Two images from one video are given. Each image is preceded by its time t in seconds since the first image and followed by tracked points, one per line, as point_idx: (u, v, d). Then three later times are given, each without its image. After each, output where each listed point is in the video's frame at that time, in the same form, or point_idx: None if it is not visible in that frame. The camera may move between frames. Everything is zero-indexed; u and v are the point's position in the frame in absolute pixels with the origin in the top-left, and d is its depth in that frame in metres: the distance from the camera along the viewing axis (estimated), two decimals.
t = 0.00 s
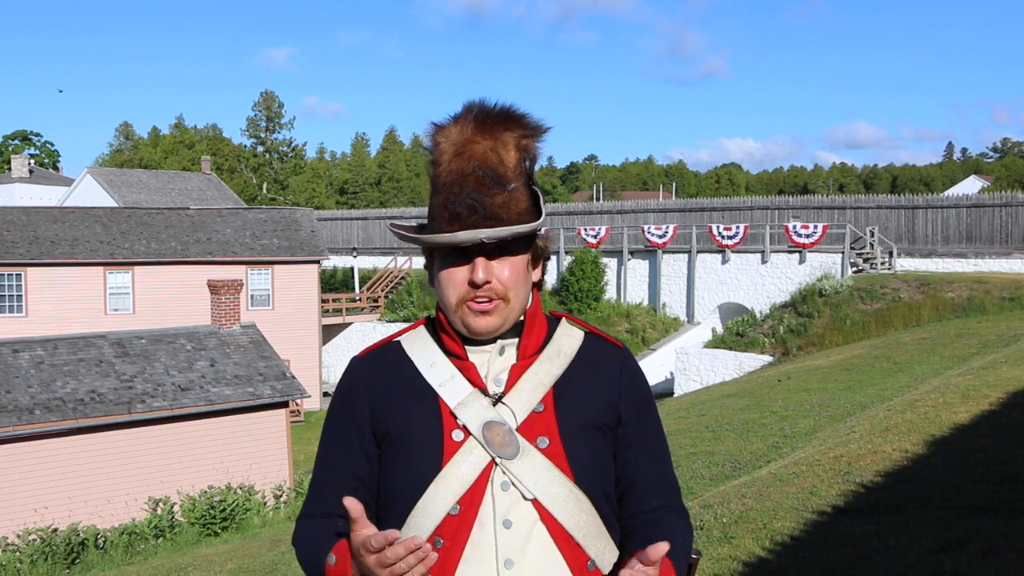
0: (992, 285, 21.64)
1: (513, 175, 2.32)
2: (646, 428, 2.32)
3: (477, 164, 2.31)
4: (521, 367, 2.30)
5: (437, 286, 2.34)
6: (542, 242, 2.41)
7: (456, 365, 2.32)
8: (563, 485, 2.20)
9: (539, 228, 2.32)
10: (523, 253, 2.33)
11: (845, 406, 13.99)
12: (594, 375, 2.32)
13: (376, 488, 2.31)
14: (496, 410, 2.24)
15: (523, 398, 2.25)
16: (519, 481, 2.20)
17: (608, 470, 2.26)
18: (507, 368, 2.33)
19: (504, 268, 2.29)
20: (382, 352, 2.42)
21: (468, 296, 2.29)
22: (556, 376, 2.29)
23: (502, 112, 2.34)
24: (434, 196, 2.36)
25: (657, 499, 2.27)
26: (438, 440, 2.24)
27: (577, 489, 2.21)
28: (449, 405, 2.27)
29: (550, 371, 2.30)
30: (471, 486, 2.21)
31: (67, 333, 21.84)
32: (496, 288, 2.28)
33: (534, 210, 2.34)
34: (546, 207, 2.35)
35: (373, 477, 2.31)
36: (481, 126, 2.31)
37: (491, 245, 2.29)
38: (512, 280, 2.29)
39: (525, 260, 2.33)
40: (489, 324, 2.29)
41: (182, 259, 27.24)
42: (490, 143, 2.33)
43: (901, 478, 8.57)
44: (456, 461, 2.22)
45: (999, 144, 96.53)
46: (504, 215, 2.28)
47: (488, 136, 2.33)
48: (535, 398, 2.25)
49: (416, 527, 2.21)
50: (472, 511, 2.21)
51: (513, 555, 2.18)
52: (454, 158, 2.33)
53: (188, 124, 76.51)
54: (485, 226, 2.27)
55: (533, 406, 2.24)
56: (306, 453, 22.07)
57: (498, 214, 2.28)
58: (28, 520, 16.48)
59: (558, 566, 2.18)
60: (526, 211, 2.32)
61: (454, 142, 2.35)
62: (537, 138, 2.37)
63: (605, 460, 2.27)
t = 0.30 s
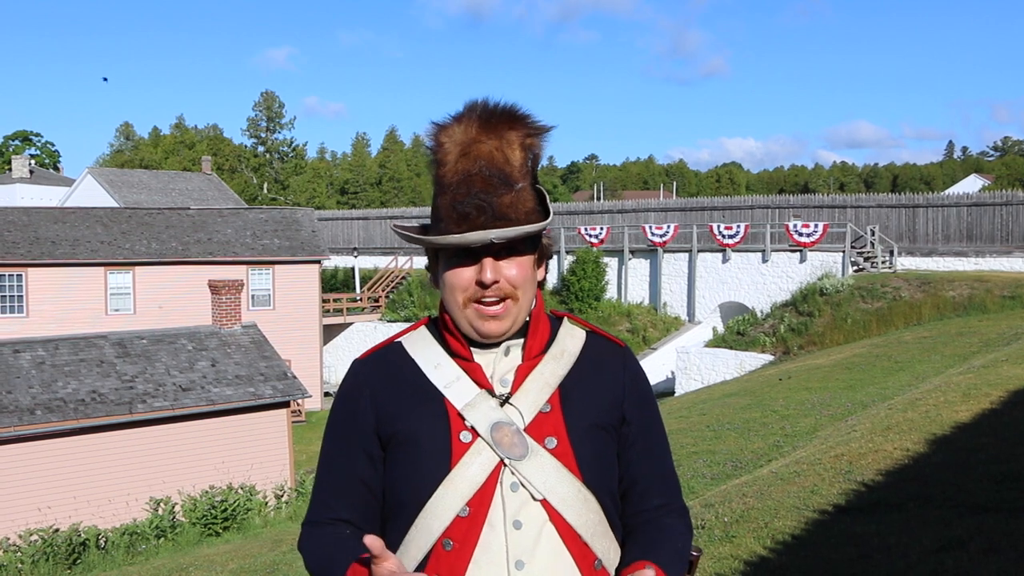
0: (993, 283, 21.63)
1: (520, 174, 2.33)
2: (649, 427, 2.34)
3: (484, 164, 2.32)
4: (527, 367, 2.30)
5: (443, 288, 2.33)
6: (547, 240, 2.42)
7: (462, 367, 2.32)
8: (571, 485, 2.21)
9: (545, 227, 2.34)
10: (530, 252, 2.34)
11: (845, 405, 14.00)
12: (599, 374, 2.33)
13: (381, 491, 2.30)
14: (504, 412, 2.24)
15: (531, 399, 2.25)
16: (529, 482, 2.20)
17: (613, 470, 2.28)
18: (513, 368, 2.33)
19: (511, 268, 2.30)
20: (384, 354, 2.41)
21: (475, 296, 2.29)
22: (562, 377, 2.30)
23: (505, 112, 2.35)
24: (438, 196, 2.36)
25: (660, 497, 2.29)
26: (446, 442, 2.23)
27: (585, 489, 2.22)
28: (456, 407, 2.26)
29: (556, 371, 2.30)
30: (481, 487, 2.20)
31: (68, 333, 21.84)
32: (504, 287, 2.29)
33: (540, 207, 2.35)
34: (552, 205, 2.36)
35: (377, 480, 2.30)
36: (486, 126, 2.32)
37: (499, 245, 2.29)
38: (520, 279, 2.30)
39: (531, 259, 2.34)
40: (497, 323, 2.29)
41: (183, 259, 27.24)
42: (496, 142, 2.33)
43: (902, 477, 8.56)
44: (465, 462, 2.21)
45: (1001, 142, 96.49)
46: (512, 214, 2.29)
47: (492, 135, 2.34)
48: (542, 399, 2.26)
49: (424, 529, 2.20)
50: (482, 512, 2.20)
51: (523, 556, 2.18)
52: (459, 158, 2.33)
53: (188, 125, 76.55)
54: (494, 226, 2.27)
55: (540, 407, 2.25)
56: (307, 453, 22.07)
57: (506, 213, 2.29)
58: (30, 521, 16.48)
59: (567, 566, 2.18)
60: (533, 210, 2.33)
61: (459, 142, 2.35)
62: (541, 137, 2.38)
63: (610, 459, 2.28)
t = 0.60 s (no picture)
0: (993, 284, 21.63)
1: (518, 179, 2.32)
2: (651, 428, 2.32)
3: (482, 168, 2.31)
4: (527, 367, 2.30)
5: (441, 291, 2.34)
6: (547, 243, 2.41)
7: (462, 367, 2.32)
8: (570, 485, 2.20)
9: (543, 231, 2.33)
10: (528, 257, 2.34)
11: (845, 405, 14.01)
12: (598, 375, 2.33)
13: (383, 489, 2.31)
14: (502, 412, 2.24)
15: (529, 399, 2.25)
16: (527, 481, 2.20)
17: (611, 470, 2.27)
18: (513, 369, 2.33)
19: (509, 270, 2.30)
20: (384, 353, 2.43)
21: (471, 299, 2.30)
22: (562, 377, 2.30)
23: (506, 116, 2.34)
24: (438, 199, 2.36)
25: (661, 498, 2.27)
26: (445, 442, 2.24)
27: (584, 489, 2.22)
28: (455, 407, 2.27)
29: (556, 371, 2.30)
30: (479, 487, 2.21)
31: (68, 333, 21.84)
32: (500, 290, 2.29)
33: (539, 213, 2.34)
34: (551, 209, 2.35)
35: (377, 478, 2.31)
36: (484, 130, 2.31)
37: (495, 250, 2.29)
38: (517, 282, 2.30)
39: (529, 263, 2.34)
40: (494, 325, 2.30)
41: (183, 259, 27.24)
42: (495, 147, 2.32)
43: (902, 477, 8.55)
44: (463, 462, 2.22)
45: (1003, 140, 96.48)
46: (509, 219, 2.28)
47: (492, 140, 2.33)
48: (541, 399, 2.26)
49: (423, 527, 2.21)
50: (479, 512, 2.20)
51: (521, 555, 2.18)
52: (458, 162, 2.33)
53: (188, 125, 76.57)
54: (490, 232, 2.27)
55: (538, 407, 2.25)
56: (308, 453, 22.08)
57: (503, 218, 2.28)
58: (29, 520, 16.47)
59: (564, 566, 2.19)
60: (531, 215, 2.32)
61: (458, 146, 2.34)
62: (542, 141, 2.36)
63: (610, 460, 2.27)
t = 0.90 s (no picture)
0: (993, 284, 21.63)
1: (515, 172, 2.32)
2: (651, 429, 2.31)
3: (480, 162, 2.32)
4: (525, 366, 2.31)
5: (442, 283, 2.35)
6: (548, 239, 2.42)
7: (460, 364, 2.33)
8: (564, 485, 2.20)
9: (542, 225, 2.33)
10: (527, 251, 2.34)
11: (845, 405, 14.02)
12: (599, 374, 2.32)
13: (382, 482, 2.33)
14: (498, 409, 2.25)
15: (526, 397, 2.25)
16: (520, 480, 2.20)
17: (610, 469, 2.26)
18: (512, 367, 2.33)
19: (507, 265, 2.30)
20: (388, 349, 2.44)
21: (469, 292, 2.30)
22: (560, 376, 2.30)
23: (507, 112, 2.36)
24: (438, 193, 2.38)
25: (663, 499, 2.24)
26: (439, 439, 2.25)
27: (579, 489, 2.21)
28: (451, 404, 2.27)
29: (554, 371, 2.30)
30: (472, 485, 2.22)
31: (68, 333, 21.84)
32: (497, 284, 2.29)
33: (537, 207, 2.34)
34: (550, 204, 2.35)
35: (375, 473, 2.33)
36: (484, 125, 2.33)
37: (492, 241, 2.30)
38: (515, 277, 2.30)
39: (529, 256, 2.34)
40: (493, 322, 2.29)
41: (183, 258, 27.25)
42: (494, 141, 2.33)
43: (902, 478, 8.55)
44: (457, 459, 2.23)
45: (1003, 140, 96.59)
46: (505, 211, 2.29)
47: (492, 134, 2.34)
48: (538, 398, 2.26)
49: (417, 523, 2.22)
50: (472, 509, 2.21)
51: (512, 553, 2.18)
52: (457, 156, 2.35)
53: (188, 124, 76.58)
54: (486, 223, 2.28)
55: (535, 406, 2.25)
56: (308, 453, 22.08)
57: (500, 211, 2.29)
58: (29, 520, 16.47)
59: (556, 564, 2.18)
60: (528, 207, 2.32)
61: (459, 140, 2.36)
62: (543, 138, 2.37)
63: (609, 460, 2.27)
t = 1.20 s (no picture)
0: (992, 284, 21.63)
1: (525, 171, 2.32)
2: (654, 430, 2.31)
3: (489, 161, 2.32)
4: (531, 367, 2.31)
5: (448, 283, 2.34)
6: (554, 240, 2.42)
7: (466, 365, 2.32)
8: (571, 487, 2.20)
9: (550, 223, 2.33)
10: (534, 250, 2.34)
11: (845, 405, 14.02)
12: (603, 375, 2.33)
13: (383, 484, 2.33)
14: (505, 411, 2.24)
15: (532, 399, 2.25)
16: (526, 482, 2.20)
17: (615, 471, 2.26)
18: (517, 368, 2.33)
19: (515, 264, 2.30)
20: (391, 350, 2.43)
21: (478, 292, 2.30)
22: (566, 377, 2.30)
23: (515, 110, 2.36)
24: (446, 191, 2.37)
25: (665, 500, 2.25)
26: (445, 441, 2.25)
27: (585, 492, 2.21)
28: (457, 405, 2.27)
29: (560, 373, 2.30)
30: (479, 487, 2.21)
31: (68, 334, 21.82)
32: (506, 284, 2.29)
33: (546, 206, 2.35)
34: (559, 203, 2.36)
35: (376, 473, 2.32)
36: (493, 123, 2.32)
37: (501, 241, 2.29)
38: (523, 277, 2.30)
39: (536, 257, 2.34)
40: (500, 322, 2.30)
41: (182, 259, 27.24)
42: (503, 140, 2.33)
43: (902, 477, 8.55)
44: (463, 461, 2.22)
45: (1003, 139, 96.66)
46: (515, 210, 2.29)
47: (500, 133, 2.34)
48: (544, 399, 2.26)
49: (422, 528, 2.22)
50: (479, 511, 2.20)
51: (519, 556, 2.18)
52: (466, 155, 2.34)
53: (188, 125, 76.59)
54: (495, 222, 2.28)
55: (541, 408, 2.25)
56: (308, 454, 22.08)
57: (509, 210, 2.29)
58: (29, 521, 16.46)
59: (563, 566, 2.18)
60: (537, 207, 2.32)
61: (467, 139, 2.36)
62: (551, 137, 2.37)
63: (614, 460, 2.27)
